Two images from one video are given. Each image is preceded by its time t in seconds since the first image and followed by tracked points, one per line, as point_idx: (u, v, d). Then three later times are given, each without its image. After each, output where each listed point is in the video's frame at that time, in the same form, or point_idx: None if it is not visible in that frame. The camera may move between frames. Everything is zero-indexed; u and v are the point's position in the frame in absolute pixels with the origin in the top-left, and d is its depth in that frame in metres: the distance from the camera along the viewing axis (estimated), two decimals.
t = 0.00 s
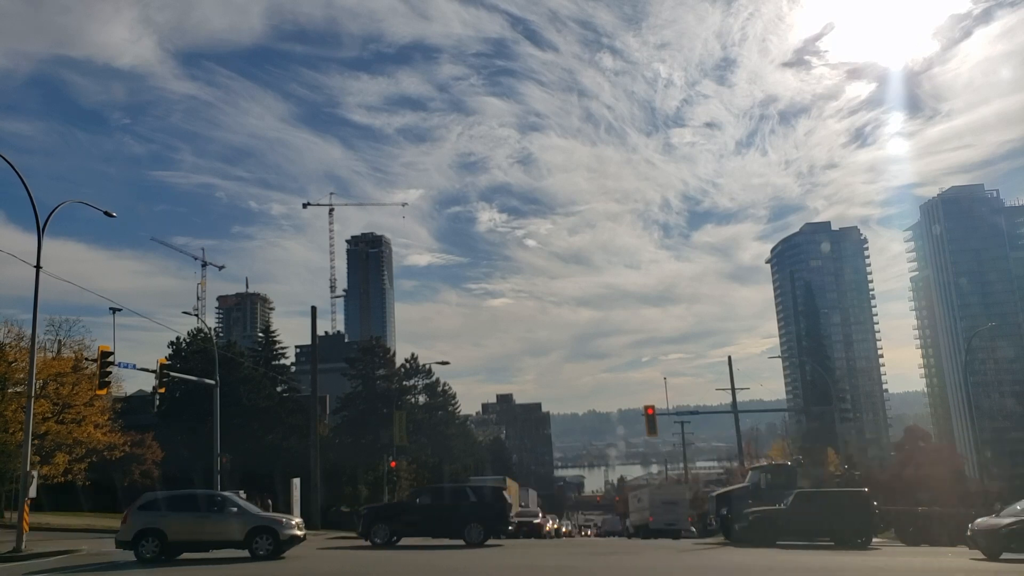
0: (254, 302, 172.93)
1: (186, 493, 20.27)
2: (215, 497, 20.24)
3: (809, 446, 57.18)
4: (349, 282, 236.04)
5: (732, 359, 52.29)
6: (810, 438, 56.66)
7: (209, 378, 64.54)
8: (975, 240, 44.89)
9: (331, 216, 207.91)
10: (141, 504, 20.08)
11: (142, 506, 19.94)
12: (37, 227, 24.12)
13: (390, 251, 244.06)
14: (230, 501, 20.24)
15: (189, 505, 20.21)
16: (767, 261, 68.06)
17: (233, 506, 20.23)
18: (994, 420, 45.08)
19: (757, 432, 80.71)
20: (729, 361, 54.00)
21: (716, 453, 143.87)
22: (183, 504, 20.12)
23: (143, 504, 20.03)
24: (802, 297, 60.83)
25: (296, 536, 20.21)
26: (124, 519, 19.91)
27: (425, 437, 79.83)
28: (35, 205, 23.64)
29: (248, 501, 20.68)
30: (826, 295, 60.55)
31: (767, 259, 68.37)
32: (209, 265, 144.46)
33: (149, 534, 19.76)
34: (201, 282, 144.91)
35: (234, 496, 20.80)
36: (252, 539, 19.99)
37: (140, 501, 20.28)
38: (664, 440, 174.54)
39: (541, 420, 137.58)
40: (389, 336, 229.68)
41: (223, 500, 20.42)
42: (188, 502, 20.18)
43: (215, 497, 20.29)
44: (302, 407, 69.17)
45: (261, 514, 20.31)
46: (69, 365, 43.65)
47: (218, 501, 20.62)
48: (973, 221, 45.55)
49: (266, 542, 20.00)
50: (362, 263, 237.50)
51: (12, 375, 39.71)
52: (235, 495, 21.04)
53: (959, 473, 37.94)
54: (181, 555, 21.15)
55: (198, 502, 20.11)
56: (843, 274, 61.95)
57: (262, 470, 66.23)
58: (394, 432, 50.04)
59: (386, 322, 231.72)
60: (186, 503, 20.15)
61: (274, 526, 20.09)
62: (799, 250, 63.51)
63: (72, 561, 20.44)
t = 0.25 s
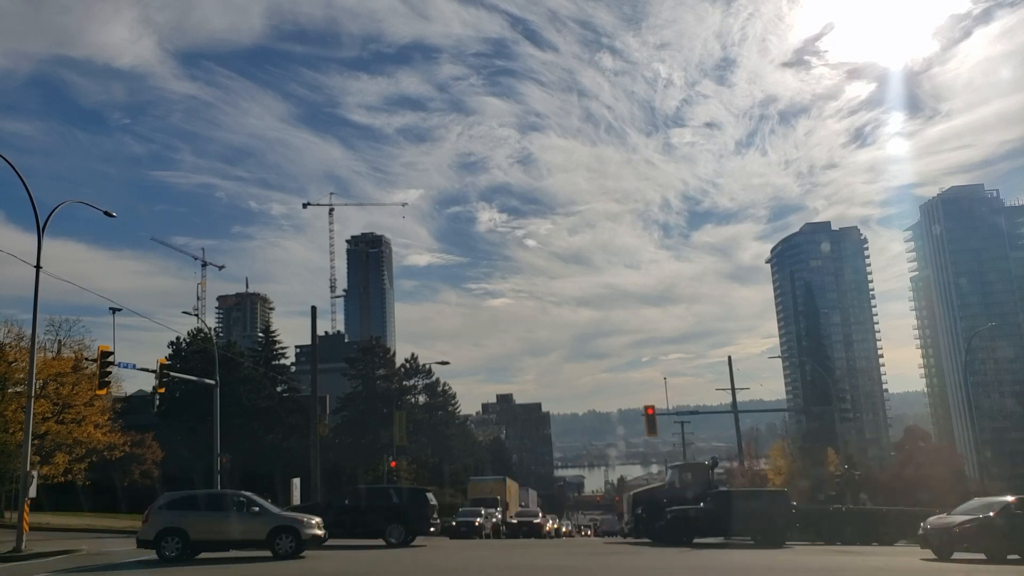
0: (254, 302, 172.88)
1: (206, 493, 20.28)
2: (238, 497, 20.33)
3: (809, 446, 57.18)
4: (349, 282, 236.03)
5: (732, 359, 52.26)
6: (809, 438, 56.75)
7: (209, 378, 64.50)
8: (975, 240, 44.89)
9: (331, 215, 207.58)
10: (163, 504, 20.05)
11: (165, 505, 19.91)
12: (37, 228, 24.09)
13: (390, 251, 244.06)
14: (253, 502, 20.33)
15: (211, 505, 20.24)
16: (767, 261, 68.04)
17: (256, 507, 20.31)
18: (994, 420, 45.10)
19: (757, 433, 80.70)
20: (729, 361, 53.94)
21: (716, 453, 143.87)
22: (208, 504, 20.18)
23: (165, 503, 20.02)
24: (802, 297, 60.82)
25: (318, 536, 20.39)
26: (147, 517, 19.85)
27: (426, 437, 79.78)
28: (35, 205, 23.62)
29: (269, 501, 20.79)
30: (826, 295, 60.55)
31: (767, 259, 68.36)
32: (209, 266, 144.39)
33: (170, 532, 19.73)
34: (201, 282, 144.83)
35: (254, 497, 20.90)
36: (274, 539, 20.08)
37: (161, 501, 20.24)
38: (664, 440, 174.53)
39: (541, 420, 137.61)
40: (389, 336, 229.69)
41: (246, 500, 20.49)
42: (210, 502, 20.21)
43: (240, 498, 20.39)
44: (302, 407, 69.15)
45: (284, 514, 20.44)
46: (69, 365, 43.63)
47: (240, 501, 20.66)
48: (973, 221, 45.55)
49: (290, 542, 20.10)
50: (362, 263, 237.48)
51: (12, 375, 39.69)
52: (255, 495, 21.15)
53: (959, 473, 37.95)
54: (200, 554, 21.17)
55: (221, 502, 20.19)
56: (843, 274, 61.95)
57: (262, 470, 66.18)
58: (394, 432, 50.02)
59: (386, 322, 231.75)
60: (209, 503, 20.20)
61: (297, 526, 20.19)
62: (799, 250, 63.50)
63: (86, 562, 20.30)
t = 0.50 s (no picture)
0: (254, 302, 172.89)
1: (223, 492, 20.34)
2: (255, 497, 20.40)
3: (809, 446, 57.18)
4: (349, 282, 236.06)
5: (732, 359, 52.17)
6: (810, 438, 56.11)
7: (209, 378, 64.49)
8: (975, 240, 44.89)
9: (331, 215, 207.64)
10: (183, 504, 20.13)
11: (184, 505, 20.01)
12: (37, 227, 24.08)
13: (390, 251, 244.12)
14: (272, 502, 20.40)
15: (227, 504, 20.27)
16: (767, 261, 68.04)
17: (276, 507, 20.37)
18: (994, 420, 45.13)
19: (757, 433, 80.69)
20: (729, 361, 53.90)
21: (716, 452, 143.88)
22: (226, 504, 20.24)
23: (184, 503, 20.10)
24: (802, 296, 60.82)
25: (338, 535, 20.50)
26: (169, 517, 19.94)
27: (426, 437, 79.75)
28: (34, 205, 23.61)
29: (289, 500, 20.85)
30: (826, 295, 60.54)
31: (767, 259, 68.36)
32: (209, 266, 144.45)
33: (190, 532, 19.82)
34: (201, 282, 144.88)
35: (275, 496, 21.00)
36: (296, 539, 20.14)
37: (180, 501, 20.33)
38: (664, 440, 174.58)
39: (541, 420, 137.64)
40: (389, 336, 229.72)
41: (265, 500, 20.56)
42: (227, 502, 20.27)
43: (259, 498, 20.46)
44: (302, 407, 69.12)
45: (304, 514, 20.47)
46: (69, 365, 43.62)
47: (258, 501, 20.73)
48: (973, 221, 45.56)
49: (311, 541, 20.20)
50: (362, 263, 237.53)
51: (11, 375, 39.65)
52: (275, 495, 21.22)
53: (959, 473, 37.94)
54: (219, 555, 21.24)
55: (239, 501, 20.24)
56: (844, 274, 61.95)
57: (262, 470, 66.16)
58: (393, 432, 50.01)
59: (386, 322, 231.80)
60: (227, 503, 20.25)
61: (319, 526, 20.25)
62: (799, 250, 63.51)
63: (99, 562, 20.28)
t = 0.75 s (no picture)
0: (254, 302, 172.91)
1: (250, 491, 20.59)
2: (282, 498, 20.57)
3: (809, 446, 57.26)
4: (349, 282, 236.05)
5: (732, 358, 52.18)
6: (810, 439, 56.66)
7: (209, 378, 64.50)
8: (975, 240, 44.90)
9: (331, 216, 207.47)
10: (211, 505, 20.36)
11: (213, 504, 20.23)
12: (38, 228, 24.07)
13: (390, 251, 244.11)
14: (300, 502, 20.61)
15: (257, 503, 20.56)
16: (767, 260, 68.04)
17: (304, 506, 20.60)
18: (994, 420, 45.18)
19: (757, 433, 80.73)
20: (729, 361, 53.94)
21: (716, 453, 143.88)
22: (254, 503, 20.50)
23: (212, 502, 20.33)
24: (802, 296, 60.81)
25: (364, 535, 20.82)
26: (196, 516, 20.14)
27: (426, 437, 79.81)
28: (35, 205, 23.60)
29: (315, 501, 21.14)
30: (826, 295, 60.54)
31: (767, 259, 68.37)
32: (209, 266, 144.59)
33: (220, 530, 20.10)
34: (201, 282, 144.87)
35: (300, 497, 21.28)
36: (323, 538, 20.40)
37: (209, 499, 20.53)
38: (663, 440, 174.66)
39: (541, 420, 137.62)
40: (389, 336, 229.73)
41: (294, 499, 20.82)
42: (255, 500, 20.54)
43: (286, 497, 20.67)
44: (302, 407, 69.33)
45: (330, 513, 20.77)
46: (69, 365, 43.61)
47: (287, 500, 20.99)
48: (973, 221, 45.57)
49: (338, 541, 20.44)
50: (362, 263, 237.56)
51: (11, 375, 39.62)
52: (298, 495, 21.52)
53: (959, 473, 38.08)
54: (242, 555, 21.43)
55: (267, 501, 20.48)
56: (843, 274, 61.97)
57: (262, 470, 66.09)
58: (394, 432, 50.01)
59: (386, 322, 231.82)
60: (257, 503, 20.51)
61: (344, 524, 20.56)
62: (799, 250, 63.52)
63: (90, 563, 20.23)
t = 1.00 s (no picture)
0: (254, 302, 172.88)
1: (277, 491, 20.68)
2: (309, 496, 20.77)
3: (809, 446, 57.29)
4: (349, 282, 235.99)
5: (732, 358, 52.17)
6: (810, 438, 57.18)
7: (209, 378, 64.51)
8: (975, 240, 44.91)
9: (331, 215, 207.39)
10: (238, 504, 20.42)
11: (243, 504, 20.30)
12: (38, 228, 24.04)
13: (389, 251, 244.06)
14: (327, 501, 20.83)
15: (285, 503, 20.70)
16: (767, 260, 68.05)
17: (332, 505, 20.86)
18: (993, 420, 45.24)
19: (757, 433, 80.75)
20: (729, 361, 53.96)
21: (716, 453, 143.83)
22: (284, 502, 20.65)
23: (242, 501, 20.41)
24: (802, 297, 60.82)
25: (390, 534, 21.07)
26: (223, 517, 20.17)
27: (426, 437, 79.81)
28: (34, 205, 23.57)
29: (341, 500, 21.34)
30: (826, 295, 60.55)
31: (767, 259, 68.37)
32: (209, 265, 144.58)
33: (250, 530, 20.13)
34: (201, 283, 144.85)
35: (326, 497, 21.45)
36: (351, 537, 20.61)
37: (237, 499, 20.62)
38: (663, 440, 174.77)
39: (541, 420, 137.54)
40: (389, 336, 229.70)
41: (321, 500, 21.04)
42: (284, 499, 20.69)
43: (314, 497, 20.87)
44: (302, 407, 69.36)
45: (355, 513, 21.00)
46: (69, 366, 43.61)
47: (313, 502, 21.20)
48: (973, 221, 45.57)
49: (365, 540, 20.65)
50: (362, 263, 237.56)
51: (11, 376, 39.62)
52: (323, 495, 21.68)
53: (958, 473, 38.13)
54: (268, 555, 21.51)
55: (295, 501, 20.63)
56: (843, 274, 61.98)
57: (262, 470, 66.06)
58: (394, 432, 50.02)
59: (386, 322, 231.81)
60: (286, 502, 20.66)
61: (371, 523, 20.79)
62: (799, 250, 63.52)
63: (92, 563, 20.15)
